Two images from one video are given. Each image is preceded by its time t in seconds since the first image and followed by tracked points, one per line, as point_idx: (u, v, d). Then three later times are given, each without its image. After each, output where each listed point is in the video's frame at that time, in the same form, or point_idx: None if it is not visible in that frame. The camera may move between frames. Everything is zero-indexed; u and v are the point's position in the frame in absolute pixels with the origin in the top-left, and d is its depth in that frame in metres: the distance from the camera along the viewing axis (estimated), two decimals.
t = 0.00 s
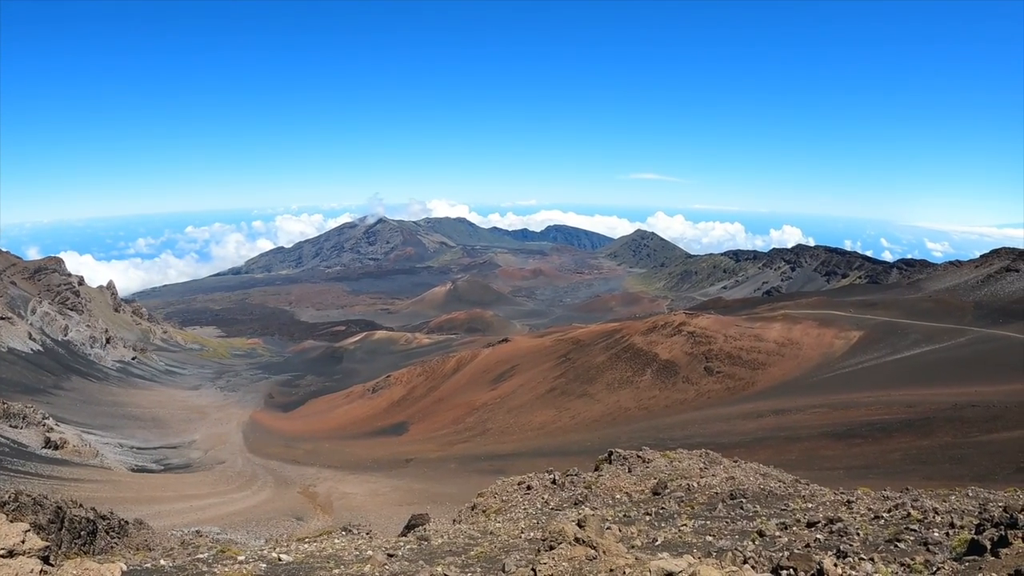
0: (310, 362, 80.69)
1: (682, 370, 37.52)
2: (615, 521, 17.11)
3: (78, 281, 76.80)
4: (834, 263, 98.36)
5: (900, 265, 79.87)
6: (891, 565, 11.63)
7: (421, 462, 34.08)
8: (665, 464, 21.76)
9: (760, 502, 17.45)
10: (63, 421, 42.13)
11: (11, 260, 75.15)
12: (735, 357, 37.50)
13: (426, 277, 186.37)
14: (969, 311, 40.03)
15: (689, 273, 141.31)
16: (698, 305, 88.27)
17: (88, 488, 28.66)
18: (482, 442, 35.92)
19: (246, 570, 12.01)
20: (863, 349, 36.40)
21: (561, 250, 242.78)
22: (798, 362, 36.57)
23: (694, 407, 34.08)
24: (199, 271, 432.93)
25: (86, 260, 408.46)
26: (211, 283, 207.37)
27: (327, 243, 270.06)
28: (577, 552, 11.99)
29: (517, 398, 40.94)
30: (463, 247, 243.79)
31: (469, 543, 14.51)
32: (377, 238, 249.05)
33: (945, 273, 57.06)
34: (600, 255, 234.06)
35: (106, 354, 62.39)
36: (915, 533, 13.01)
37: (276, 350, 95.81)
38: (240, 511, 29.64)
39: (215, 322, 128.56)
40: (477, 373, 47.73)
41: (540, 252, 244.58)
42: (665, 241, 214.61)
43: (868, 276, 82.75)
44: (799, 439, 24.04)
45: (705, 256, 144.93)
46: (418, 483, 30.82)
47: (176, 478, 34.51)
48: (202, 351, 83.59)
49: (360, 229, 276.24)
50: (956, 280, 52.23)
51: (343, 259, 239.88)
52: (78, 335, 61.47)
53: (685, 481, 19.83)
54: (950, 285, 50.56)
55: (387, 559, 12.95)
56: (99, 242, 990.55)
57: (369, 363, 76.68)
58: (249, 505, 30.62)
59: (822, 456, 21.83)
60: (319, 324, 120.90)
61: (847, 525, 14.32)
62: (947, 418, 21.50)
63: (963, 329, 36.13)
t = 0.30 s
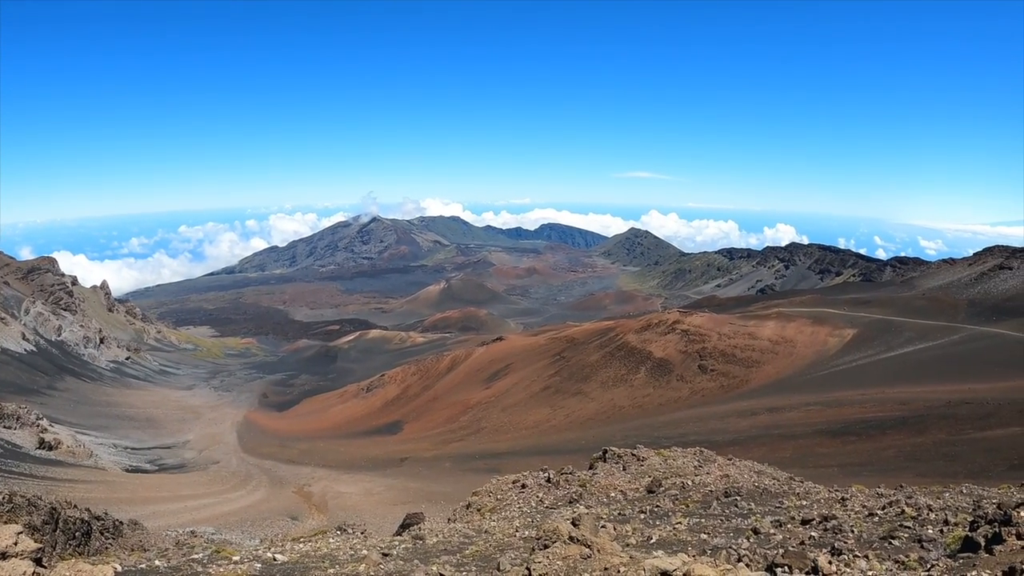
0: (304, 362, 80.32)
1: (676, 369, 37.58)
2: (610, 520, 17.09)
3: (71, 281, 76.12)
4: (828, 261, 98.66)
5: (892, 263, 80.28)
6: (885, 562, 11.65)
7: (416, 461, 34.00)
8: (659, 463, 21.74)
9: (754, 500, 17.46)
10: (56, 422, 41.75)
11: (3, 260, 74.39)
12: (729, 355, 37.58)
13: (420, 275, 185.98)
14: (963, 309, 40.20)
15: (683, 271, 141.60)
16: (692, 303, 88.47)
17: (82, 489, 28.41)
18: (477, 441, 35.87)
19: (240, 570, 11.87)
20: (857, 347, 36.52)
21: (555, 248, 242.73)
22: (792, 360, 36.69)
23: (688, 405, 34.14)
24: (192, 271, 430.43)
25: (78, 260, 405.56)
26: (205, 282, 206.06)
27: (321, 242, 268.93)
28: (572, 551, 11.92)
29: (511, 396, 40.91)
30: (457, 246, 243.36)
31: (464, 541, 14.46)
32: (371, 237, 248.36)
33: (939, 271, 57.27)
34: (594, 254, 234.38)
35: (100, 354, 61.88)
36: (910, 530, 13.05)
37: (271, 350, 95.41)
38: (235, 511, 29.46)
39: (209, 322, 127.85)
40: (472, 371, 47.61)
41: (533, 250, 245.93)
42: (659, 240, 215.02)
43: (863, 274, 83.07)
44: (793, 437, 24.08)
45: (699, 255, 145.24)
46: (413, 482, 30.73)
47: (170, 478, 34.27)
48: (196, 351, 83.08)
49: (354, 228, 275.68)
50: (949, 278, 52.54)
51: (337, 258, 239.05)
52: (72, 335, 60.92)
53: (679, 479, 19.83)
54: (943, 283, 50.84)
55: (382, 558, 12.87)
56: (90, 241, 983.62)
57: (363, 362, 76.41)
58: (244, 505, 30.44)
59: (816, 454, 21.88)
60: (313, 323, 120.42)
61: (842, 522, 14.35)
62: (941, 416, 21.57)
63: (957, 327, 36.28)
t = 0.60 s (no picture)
0: (289, 358, 79.56)
1: (662, 363, 37.71)
2: (597, 514, 17.05)
3: (57, 278, 74.44)
4: (813, 256, 99.63)
5: (876, 259, 81.26)
6: (871, 555, 11.72)
7: (404, 457, 33.79)
8: (646, 457, 21.77)
9: (740, 493, 17.54)
10: (41, 421, 40.94)
11: None
12: (715, 350, 37.77)
13: (406, 271, 184.99)
14: (947, 304, 40.71)
15: (668, 266, 142.33)
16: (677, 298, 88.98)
17: (68, 489, 27.90)
18: (465, 436, 35.73)
19: (228, 569, 11.63)
20: (842, 341, 36.89)
21: (541, 243, 242.72)
22: (777, 355, 37.00)
23: (674, 400, 34.30)
24: (175, 267, 424.78)
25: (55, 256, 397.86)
26: (189, 278, 203.42)
27: (306, 238, 266.50)
28: (558, 545, 11.82)
29: (497, 392, 40.83)
30: (443, 241, 242.52)
31: (451, 537, 14.35)
32: (357, 233, 246.56)
33: (923, 266, 58.03)
34: (580, 249, 234.78)
35: (85, 353, 60.75)
36: (895, 523, 13.15)
37: (256, 346, 94.40)
38: (222, 509, 29.07)
39: (193, 318, 126.08)
40: (459, 367, 47.40)
41: (518, 246, 246.13)
42: (644, 235, 215.85)
43: (847, 269, 84.03)
44: (779, 431, 24.26)
45: (685, 250, 146.08)
46: (400, 478, 30.53)
47: (156, 476, 33.74)
48: (181, 348, 81.90)
49: (339, 224, 273.39)
50: (931, 273, 53.27)
51: (322, 254, 237.02)
52: (56, 333, 59.69)
53: (666, 473, 19.87)
54: (925, 278, 51.52)
55: (370, 554, 12.70)
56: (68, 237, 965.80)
57: (349, 359, 75.88)
58: (231, 503, 30.05)
59: (802, 448, 22.05)
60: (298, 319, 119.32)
61: (827, 516, 14.44)
62: (925, 409, 21.82)
63: (941, 321, 36.74)
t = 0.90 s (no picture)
0: (269, 355, 78.47)
1: (643, 357, 37.85)
2: (579, 508, 16.99)
3: (36, 276, 72.15)
4: (793, 250, 100.79)
5: (856, 252, 82.25)
6: (852, 546, 11.77)
7: (387, 454, 33.46)
8: (628, 451, 21.77)
9: (722, 486, 17.60)
10: (21, 423, 39.79)
11: None
12: (696, 344, 38.04)
13: (387, 267, 183.56)
14: (927, 297, 41.35)
15: (649, 261, 143.00)
16: (658, 292, 89.55)
17: (50, 491, 27.18)
18: (448, 432, 35.51)
19: (211, 569, 11.29)
20: (822, 334, 37.34)
21: (522, 238, 242.22)
22: (757, 348, 37.37)
23: (655, 393, 34.47)
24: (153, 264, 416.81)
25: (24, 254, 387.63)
26: (169, 276, 199.63)
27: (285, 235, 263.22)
28: (540, 540, 11.69)
29: (479, 387, 40.66)
30: (423, 237, 241.20)
31: (434, 533, 14.14)
32: (337, 229, 244.00)
33: (903, 260, 58.94)
34: (561, 244, 235.18)
35: (65, 353, 59.18)
36: (876, 514, 13.25)
37: (237, 344, 92.94)
38: (204, 508, 28.49)
39: (172, 317, 123.68)
40: (442, 363, 47.08)
41: (499, 241, 245.80)
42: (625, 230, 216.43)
43: (828, 262, 85.17)
44: (760, 424, 24.47)
45: (666, 244, 147.03)
46: (383, 475, 30.22)
47: (138, 477, 32.98)
48: (162, 347, 80.28)
49: (320, 220, 270.57)
50: (912, 267, 54.03)
51: (302, 250, 234.01)
52: (35, 333, 58.01)
53: (648, 467, 19.88)
54: (905, 272, 52.28)
55: (354, 552, 12.45)
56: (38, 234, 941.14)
57: (331, 355, 75.07)
58: (213, 502, 29.48)
59: (783, 440, 22.24)
60: (279, 316, 117.74)
61: (809, 507, 14.53)
62: (905, 401, 22.14)
63: (920, 314, 37.32)
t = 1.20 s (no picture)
0: (244, 356, 76.88)
1: (619, 354, 37.99)
2: (557, 505, 16.90)
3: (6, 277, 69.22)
4: (767, 246, 102.37)
5: (829, 248, 83.64)
6: (829, 538, 11.88)
7: (364, 453, 32.97)
8: (605, 447, 21.75)
9: (699, 480, 17.65)
10: None
11: None
12: (671, 339, 38.33)
13: (362, 265, 181.58)
14: (900, 291, 42.21)
15: (625, 257, 143.95)
16: (634, 289, 90.23)
17: (23, 496, 26.18)
18: (425, 430, 35.16)
19: (188, 572, 10.86)
20: (797, 329, 37.90)
21: (497, 235, 241.59)
22: (733, 343, 37.80)
23: (632, 389, 34.61)
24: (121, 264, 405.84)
25: None
26: (140, 277, 194.63)
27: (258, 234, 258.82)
28: (516, 537, 11.54)
29: (456, 385, 40.40)
30: (398, 235, 239.43)
31: (412, 532, 13.87)
32: (311, 228, 240.56)
33: (877, 255, 60.17)
34: (536, 241, 235.51)
35: (37, 355, 56.99)
36: (852, 505, 13.40)
37: (212, 344, 90.91)
38: (182, 511, 27.71)
39: (144, 318, 120.36)
40: (419, 360, 46.62)
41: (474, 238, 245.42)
42: (600, 226, 217.38)
43: (802, 258, 86.65)
44: (736, 418, 24.69)
45: (641, 240, 148.20)
46: (361, 474, 29.74)
47: (116, 480, 31.97)
48: (137, 348, 78.05)
49: (293, 218, 266.42)
50: (884, 262, 55.08)
51: (277, 250, 230.11)
52: (6, 335, 55.76)
53: (625, 462, 19.88)
54: (877, 267, 53.30)
55: (333, 552, 12.15)
56: None
57: (306, 355, 73.89)
58: (190, 505, 28.69)
59: (761, 434, 22.46)
60: (254, 316, 115.49)
61: (786, 500, 14.64)
62: (881, 394, 22.52)
63: (894, 308, 38.09)
